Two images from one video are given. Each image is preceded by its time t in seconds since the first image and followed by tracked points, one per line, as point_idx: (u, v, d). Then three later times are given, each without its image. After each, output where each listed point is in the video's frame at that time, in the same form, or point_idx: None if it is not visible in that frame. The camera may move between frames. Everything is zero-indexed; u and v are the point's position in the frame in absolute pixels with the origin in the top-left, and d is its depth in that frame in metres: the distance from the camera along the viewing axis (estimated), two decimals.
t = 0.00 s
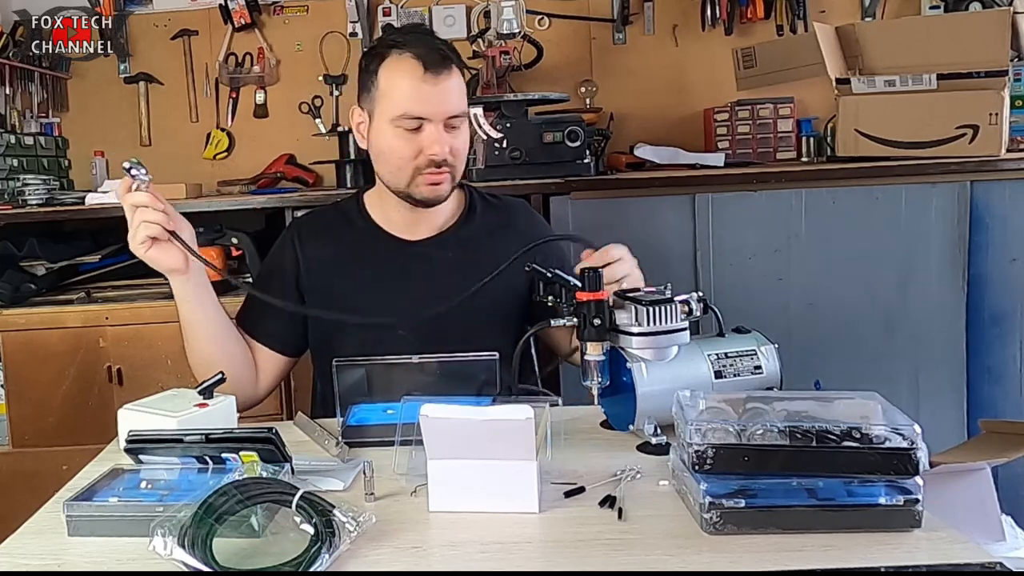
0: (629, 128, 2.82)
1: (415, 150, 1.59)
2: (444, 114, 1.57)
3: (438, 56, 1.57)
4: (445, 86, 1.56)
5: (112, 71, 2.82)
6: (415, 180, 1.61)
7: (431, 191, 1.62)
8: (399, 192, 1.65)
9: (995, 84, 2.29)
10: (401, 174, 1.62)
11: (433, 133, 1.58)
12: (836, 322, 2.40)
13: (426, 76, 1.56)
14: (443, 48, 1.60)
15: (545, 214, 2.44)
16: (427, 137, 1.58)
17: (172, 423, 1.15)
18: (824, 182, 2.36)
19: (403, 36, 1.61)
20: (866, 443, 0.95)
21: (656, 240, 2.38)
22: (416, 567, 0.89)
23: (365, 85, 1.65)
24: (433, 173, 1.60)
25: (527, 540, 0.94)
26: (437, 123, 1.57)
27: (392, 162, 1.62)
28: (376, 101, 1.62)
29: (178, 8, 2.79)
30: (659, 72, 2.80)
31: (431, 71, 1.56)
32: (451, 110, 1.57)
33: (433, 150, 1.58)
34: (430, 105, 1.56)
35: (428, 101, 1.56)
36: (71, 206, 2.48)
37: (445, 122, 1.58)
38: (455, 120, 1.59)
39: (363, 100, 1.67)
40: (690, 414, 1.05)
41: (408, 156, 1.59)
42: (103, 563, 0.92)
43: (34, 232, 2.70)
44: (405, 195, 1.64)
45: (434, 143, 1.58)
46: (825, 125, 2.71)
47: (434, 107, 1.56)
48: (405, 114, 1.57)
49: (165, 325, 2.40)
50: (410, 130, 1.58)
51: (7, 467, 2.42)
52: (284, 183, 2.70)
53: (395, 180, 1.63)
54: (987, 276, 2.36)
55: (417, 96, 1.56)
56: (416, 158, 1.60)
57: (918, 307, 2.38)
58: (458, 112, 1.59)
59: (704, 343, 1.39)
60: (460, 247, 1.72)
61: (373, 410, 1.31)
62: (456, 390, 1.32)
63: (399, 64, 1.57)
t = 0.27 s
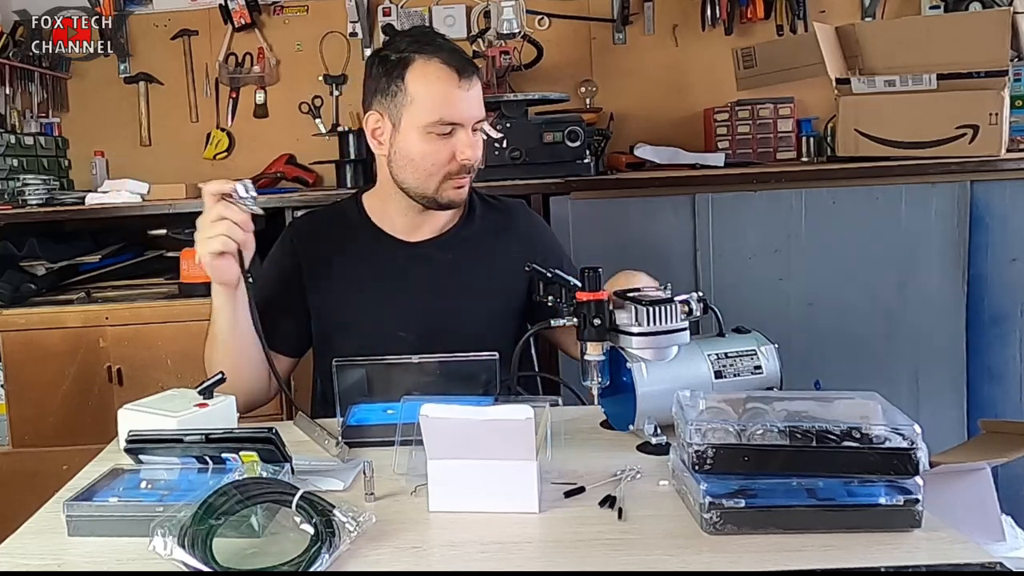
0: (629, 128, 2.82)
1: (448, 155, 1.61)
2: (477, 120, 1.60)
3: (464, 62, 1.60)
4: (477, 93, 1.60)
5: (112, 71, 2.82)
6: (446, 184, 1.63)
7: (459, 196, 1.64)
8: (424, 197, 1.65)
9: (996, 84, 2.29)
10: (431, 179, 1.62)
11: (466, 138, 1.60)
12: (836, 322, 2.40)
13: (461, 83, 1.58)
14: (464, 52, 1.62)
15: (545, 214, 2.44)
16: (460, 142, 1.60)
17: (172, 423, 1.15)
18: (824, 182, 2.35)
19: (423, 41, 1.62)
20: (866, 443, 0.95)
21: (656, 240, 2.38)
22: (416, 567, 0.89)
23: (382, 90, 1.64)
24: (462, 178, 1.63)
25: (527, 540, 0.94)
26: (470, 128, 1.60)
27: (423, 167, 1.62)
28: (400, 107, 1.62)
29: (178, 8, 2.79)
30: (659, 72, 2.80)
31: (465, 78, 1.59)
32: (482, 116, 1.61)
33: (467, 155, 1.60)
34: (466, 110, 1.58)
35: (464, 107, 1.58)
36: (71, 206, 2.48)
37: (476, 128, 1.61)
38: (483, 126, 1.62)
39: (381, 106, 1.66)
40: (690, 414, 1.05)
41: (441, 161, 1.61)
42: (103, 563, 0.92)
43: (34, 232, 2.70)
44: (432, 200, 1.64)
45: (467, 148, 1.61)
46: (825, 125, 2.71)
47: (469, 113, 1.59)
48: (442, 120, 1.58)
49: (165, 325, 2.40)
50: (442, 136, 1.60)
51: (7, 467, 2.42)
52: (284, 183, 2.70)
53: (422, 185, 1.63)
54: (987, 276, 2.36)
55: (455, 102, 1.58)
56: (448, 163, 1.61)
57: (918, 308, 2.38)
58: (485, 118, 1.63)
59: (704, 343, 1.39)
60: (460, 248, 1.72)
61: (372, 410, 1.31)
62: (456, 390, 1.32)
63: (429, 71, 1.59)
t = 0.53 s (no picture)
0: (629, 128, 2.82)
1: (447, 157, 1.61)
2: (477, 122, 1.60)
3: (465, 63, 1.60)
4: (477, 95, 1.60)
5: (112, 71, 2.82)
6: (446, 186, 1.63)
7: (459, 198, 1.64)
8: (424, 199, 1.65)
9: (996, 84, 2.29)
10: (431, 181, 1.62)
11: (465, 141, 1.60)
12: (837, 323, 2.40)
13: (461, 85, 1.58)
14: (464, 53, 1.62)
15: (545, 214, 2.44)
16: (459, 145, 1.60)
17: (172, 423, 1.15)
18: (824, 182, 2.35)
19: (423, 42, 1.61)
20: (866, 443, 0.95)
21: (656, 240, 2.37)
22: (416, 568, 0.89)
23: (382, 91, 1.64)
24: (461, 181, 1.63)
25: (527, 540, 0.94)
26: (469, 130, 1.60)
27: (422, 169, 1.62)
28: (400, 109, 1.62)
29: (178, 8, 2.79)
30: (659, 72, 2.80)
31: (464, 80, 1.59)
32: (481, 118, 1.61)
33: (467, 157, 1.60)
34: (466, 113, 1.58)
35: (463, 109, 1.58)
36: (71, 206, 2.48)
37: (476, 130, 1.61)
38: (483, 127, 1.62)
39: (381, 107, 1.66)
40: (690, 414, 1.05)
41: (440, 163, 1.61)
42: (103, 563, 0.92)
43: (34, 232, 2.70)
44: (432, 202, 1.65)
45: (467, 150, 1.60)
46: (825, 124, 2.71)
47: (469, 115, 1.59)
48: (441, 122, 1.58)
49: (165, 325, 2.40)
50: (442, 138, 1.60)
51: (7, 467, 2.42)
52: (284, 183, 2.70)
53: (422, 187, 1.63)
54: (987, 276, 2.36)
55: (455, 104, 1.57)
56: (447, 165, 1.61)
57: (918, 308, 2.38)
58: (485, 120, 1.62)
59: (705, 343, 1.39)
60: (462, 248, 1.72)
61: (372, 410, 1.31)
62: (456, 390, 1.32)
63: (428, 72, 1.58)
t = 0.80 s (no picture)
0: (629, 128, 2.82)
1: (441, 160, 1.60)
2: (472, 126, 1.58)
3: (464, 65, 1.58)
4: (474, 98, 1.57)
5: (112, 71, 2.82)
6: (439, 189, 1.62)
7: (453, 201, 1.64)
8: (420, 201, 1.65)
9: (996, 84, 2.29)
10: (424, 183, 1.62)
11: (460, 144, 1.59)
12: (838, 323, 2.40)
13: (456, 88, 1.56)
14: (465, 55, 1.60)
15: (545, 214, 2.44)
16: (453, 148, 1.59)
17: (172, 423, 1.15)
18: (824, 182, 2.35)
19: (426, 42, 1.61)
20: (866, 443, 0.95)
21: (656, 240, 2.37)
22: (416, 567, 0.89)
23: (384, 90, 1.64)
24: (455, 184, 1.62)
25: (527, 540, 0.94)
26: (464, 134, 1.58)
27: (416, 171, 1.62)
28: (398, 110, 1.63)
29: (178, 8, 2.79)
30: (658, 72, 2.80)
31: (460, 83, 1.57)
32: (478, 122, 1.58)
33: (460, 161, 1.59)
34: (460, 116, 1.57)
35: (458, 113, 1.57)
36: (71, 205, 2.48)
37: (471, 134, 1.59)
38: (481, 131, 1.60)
39: (382, 107, 1.67)
40: (690, 414, 1.05)
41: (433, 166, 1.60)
42: (103, 563, 0.92)
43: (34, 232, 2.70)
44: (426, 203, 1.65)
45: (461, 154, 1.59)
46: (825, 125, 2.71)
47: (464, 119, 1.57)
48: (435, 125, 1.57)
49: (165, 325, 2.40)
50: (436, 142, 1.59)
51: (7, 467, 2.42)
52: (284, 183, 2.70)
53: (416, 189, 1.64)
54: (987, 276, 2.36)
55: (448, 108, 1.56)
56: (441, 168, 1.61)
57: (919, 308, 2.38)
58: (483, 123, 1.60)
59: (705, 343, 1.39)
60: (465, 248, 1.72)
61: (373, 410, 1.32)
62: (456, 390, 1.32)
63: (424, 74, 1.58)
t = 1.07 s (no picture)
0: (629, 128, 2.82)
1: (388, 163, 1.55)
2: (417, 137, 1.50)
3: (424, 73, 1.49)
4: (423, 109, 1.48)
5: (112, 71, 2.82)
6: (387, 191, 1.59)
7: (402, 205, 1.60)
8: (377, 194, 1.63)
9: (996, 84, 2.29)
10: (375, 181, 1.59)
11: (405, 152, 1.52)
12: (838, 322, 2.40)
13: (404, 96, 1.48)
14: (438, 61, 1.51)
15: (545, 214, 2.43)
16: (398, 155, 1.53)
17: (172, 423, 1.15)
18: (824, 182, 2.35)
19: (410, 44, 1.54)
20: (866, 443, 0.95)
21: (656, 241, 2.37)
22: (416, 568, 0.89)
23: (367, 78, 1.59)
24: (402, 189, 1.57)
25: (527, 540, 0.94)
26: (410, 144, 1.51)
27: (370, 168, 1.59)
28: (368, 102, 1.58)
29: (178, 8, 2.79)
30: (658, 72, 2.80)
31: (410, 91, 1.48)
32: (428, 133, 1.50)
33: (404, 169, 1.54)
34: (403, 126, 1.49)
35: (401, 122, 1.49)
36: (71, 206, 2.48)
37: (418, 144, 1.51)
38: (431, 142, 1.52)
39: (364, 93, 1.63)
40: (690, 414, 1.05)
41: (381, 167, 1.56)
42: (103, 563, 0.92)
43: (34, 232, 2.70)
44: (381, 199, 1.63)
45: (405, 162, 1.54)
46: (825, 125, 2.71)
47: (407, 129, 1.49)
48: (379, 129, 1.51)
49: (165, 325, 2.40)
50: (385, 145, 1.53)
51: (7, 467, 2.42)
52: (284, 183, 2.70)
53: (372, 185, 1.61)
54: (987, 276, 2.35)
55: (390, 115, 1.49)
56: (389, 171, 1.56)
57: (919, 308, 2.38)
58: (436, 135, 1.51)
59: (705, 343, 1.38)
60: (464, 248, 1.72)
61: (373, 410, 1.32)
62: (456, 391, 1.32)
63: (399, 80, 1.48)
